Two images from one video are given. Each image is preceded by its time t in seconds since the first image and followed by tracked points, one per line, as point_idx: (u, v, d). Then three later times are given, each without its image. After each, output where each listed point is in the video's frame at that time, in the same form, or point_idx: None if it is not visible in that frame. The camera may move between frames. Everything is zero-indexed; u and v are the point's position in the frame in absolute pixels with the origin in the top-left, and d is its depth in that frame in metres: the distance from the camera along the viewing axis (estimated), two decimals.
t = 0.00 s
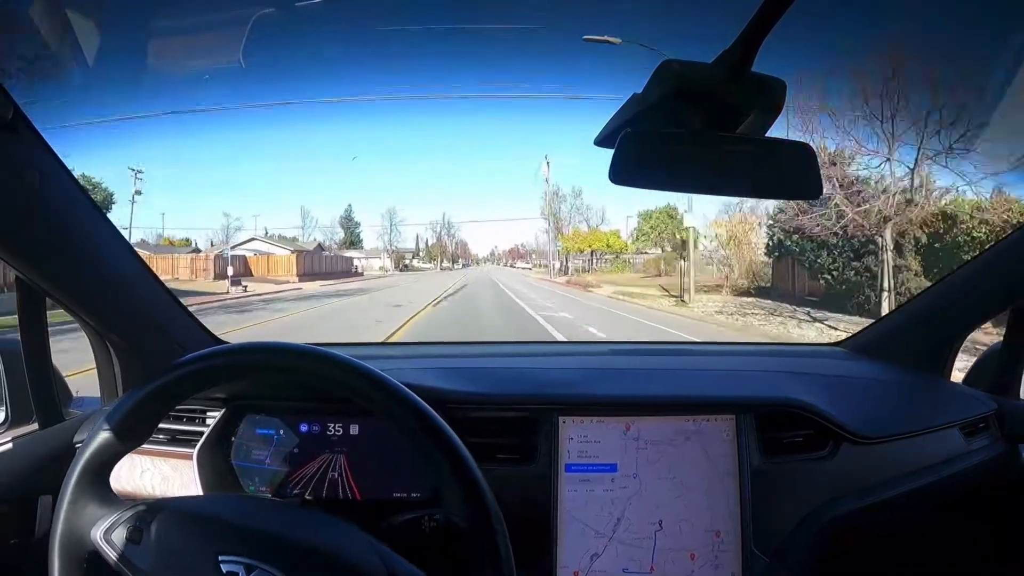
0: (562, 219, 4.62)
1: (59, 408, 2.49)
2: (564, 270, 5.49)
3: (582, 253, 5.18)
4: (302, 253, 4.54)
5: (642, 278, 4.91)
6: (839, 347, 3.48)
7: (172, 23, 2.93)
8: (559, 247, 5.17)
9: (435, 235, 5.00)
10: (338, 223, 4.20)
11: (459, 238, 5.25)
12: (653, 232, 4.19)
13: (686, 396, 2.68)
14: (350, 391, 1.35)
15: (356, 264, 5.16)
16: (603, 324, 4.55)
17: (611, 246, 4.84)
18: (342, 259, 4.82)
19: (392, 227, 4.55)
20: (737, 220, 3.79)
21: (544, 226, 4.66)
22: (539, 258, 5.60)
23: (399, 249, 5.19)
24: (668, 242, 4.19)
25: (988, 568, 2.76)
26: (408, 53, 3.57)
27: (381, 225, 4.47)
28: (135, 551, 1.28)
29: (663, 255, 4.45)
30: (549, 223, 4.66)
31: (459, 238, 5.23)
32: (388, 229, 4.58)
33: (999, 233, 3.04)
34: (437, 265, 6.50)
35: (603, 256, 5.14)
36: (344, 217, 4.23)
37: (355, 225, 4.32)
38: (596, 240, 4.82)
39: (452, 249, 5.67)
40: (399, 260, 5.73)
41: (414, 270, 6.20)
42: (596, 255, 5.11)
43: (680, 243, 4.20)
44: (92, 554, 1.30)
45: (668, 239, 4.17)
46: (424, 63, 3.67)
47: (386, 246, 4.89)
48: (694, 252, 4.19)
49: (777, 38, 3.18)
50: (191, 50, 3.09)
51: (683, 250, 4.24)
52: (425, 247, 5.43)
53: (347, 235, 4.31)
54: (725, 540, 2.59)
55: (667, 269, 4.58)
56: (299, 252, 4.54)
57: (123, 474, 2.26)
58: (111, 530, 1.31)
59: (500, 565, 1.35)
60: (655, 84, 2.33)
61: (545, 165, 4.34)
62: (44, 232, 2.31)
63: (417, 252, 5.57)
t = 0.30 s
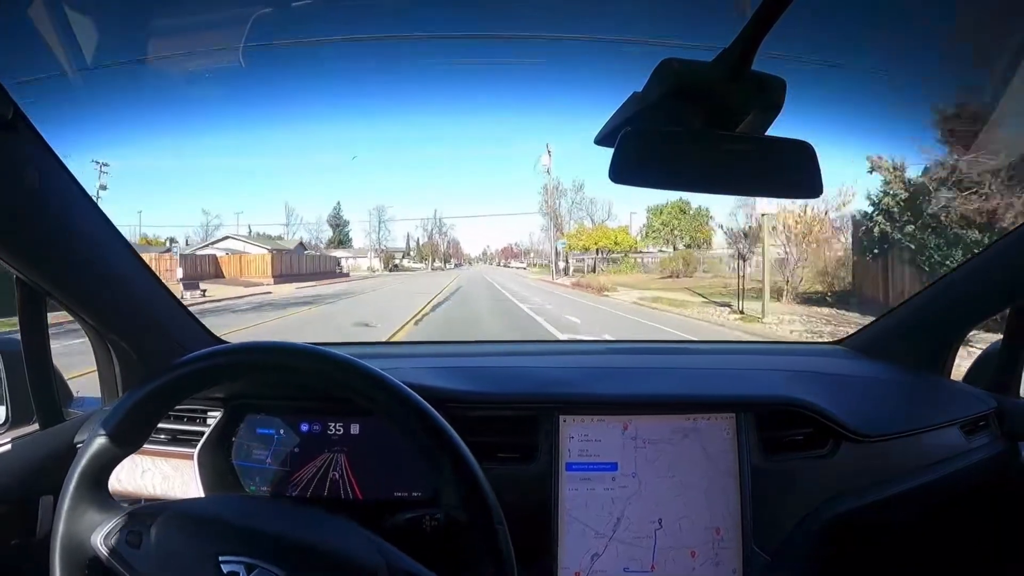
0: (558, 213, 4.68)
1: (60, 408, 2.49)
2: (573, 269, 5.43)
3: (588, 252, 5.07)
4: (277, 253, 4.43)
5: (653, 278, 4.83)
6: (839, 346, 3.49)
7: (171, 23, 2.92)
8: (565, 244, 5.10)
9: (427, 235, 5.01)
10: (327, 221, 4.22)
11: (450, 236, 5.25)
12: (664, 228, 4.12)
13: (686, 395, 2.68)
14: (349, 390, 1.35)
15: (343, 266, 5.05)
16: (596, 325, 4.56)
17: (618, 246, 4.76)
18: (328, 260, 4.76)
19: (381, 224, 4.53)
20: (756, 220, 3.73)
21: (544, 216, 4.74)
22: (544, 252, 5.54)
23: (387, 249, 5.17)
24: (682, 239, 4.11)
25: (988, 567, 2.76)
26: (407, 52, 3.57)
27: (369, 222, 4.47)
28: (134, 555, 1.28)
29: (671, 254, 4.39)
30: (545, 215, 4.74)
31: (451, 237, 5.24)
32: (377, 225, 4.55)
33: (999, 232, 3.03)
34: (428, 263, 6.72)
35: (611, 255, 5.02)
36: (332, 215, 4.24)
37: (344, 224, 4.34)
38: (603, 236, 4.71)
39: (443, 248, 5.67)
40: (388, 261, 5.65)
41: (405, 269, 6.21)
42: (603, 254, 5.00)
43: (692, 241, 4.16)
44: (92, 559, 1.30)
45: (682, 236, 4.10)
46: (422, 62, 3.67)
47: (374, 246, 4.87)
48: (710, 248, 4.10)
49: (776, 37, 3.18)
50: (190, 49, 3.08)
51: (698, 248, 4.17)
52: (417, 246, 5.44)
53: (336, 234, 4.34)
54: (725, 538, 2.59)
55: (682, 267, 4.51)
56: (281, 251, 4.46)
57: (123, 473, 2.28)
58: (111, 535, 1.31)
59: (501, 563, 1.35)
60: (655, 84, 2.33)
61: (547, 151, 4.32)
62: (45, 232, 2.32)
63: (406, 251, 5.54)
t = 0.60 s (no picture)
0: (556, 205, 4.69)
1: (60, 408, 2.49)
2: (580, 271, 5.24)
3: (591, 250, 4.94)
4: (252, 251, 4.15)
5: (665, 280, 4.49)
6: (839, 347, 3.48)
7: (171, 22, 2.93)
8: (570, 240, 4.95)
9: (418, 233, 5.02)
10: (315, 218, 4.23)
11: (443, 236, 5.26)
12: (677, 224, 3.94)
13: (685, 396, 2.68)
14: (348, 390, 1.35)
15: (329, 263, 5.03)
16: (590, 326, 4.57)
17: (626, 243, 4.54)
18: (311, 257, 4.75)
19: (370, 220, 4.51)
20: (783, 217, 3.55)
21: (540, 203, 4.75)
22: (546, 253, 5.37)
23: (376, 248, 5.16)
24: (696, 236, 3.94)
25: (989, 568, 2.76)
26: (405, 53, 3.57)
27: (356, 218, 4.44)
28: (134, 554, 1.26)
29: (688, 256, 4.13)
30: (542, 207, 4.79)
31: (444, 236, 5.24)
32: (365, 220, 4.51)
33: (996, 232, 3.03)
34: (417, 262, 6.84)
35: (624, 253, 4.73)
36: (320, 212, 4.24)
37: (333, 222, 4.35)
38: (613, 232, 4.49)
39: (435, 247, 5.67)
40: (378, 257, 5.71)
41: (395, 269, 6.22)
42: (610, 254, 4.80)
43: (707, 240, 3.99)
44: (91, 556, 1.29)
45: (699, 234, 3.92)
46: (419, 64, 3.68)
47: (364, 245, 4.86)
48: (729, 247, 3.95)
49: (776, 39, 3.18)
50: (190, 49, 3.09)
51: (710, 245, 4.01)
52: (409, 245, 5.44)
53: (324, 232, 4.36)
54: (724, 537, 2.58)
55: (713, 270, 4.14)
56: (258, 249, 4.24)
57: (121, 474, 2.28)
58: (108, 534, 1.29)
59: (500, 565, 1.35)
60: (654, 84, 2.33)
61: (551, 135, 4.31)
62: (45, 232, 2.32)
63: (397, 250, 5.52)
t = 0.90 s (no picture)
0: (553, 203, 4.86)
1: (61, 409, 2.49)
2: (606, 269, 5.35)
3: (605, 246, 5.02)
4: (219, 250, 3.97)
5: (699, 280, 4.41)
6: (840, 347, 3.48)
7: (171, 22, 2.92)
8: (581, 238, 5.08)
9: (410, 233, 5.01)
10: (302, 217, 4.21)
11: (436, 236, 5.26)
12: (698, 219, 3.89)
13: (685, 395, 2.68)
14: (347, 391, 1.35)
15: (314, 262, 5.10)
16: (584, 327, 4.57)
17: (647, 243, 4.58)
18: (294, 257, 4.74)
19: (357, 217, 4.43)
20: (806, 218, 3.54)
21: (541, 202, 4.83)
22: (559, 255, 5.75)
23: (363, 248, 5.14)
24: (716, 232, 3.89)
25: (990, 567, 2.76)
26: (404, 53, 3.57)
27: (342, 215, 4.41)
28: (134, 557, 1.26)
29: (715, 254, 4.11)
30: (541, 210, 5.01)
31: (437, 235, 5.23)
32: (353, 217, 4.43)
33: (997, 232, 3.03)
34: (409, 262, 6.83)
35: (641, 252, 4.83)
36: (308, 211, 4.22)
37: (321, 220, 4.32)
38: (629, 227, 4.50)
39: (428, 248, 5.67)
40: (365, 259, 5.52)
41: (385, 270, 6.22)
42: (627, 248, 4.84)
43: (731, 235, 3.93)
44: (93, 561, 1.30)
45: (721, 231, 3.85)
46: (417, 64, 3.67)
47: (352, 244, 4.81)
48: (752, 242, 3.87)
49: (775, 39, 3.18)
50: (190, 49, 3.08)
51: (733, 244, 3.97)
52: (401, 245, 5.44)
53: (312, 230, 4.34)
54: (724, 536, 2.58)
55: (749, 272, 4.04)
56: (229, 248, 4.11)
57: (124, 474, 2.28)
58: (107, 540, 1.29)
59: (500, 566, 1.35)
60: (655, 84, 2.33)
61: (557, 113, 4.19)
62: (44, 232, 2.32)
63: (388, 250, 5.50)
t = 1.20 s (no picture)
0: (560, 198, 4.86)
1: (60, 408, 2.50)
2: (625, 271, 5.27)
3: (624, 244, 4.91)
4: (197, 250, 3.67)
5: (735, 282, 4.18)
6: (839, 347, 3.48)
7: (172, 22, 2.92)
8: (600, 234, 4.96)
9: (402, 233, 5.02)
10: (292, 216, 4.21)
11: (429, 236, 5.26)
12: (727, 213, 3.77)
13: (684, 395, 2.68)
14: (346, 390, 1.35)
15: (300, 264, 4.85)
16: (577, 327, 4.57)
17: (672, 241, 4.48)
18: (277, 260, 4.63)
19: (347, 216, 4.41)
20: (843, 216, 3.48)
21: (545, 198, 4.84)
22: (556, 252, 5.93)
23: (354, 249, 5.14)
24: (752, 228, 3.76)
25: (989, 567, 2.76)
26: (404, 53, 3.58)
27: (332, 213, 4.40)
28: (132, 566, 1.26)
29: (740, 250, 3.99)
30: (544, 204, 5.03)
31: (431, 235, 5.22)
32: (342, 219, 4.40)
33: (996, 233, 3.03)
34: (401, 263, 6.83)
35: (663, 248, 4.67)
36: (298, 210, 4.22)
37: (312, 220, 4.33)
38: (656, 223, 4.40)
39: (422, 248, 5.67)
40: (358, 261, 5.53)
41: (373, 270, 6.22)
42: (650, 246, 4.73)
43: (763, 231, 3.80)
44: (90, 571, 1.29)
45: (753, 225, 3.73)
46: (416, 65, 3.68)
47: (342, 244, 4.80)
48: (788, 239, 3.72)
49: (774, 40, 3.18)
50: (190, 49, 3.09)
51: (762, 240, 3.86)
52: (394, 245, 5.44)
53: (303, 230, 4.34)
54: (723, 535, 2.57)
55: (804, 274, 3.78)
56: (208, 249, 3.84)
57: (126, 473, 2.33)
58: (105, 549, 1.29)
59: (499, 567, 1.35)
60: (655, 84, 2.33)
61: (569, 94, 4.00)
62: (45, 232, 2.32)
63: (381, 250, 5.50)
